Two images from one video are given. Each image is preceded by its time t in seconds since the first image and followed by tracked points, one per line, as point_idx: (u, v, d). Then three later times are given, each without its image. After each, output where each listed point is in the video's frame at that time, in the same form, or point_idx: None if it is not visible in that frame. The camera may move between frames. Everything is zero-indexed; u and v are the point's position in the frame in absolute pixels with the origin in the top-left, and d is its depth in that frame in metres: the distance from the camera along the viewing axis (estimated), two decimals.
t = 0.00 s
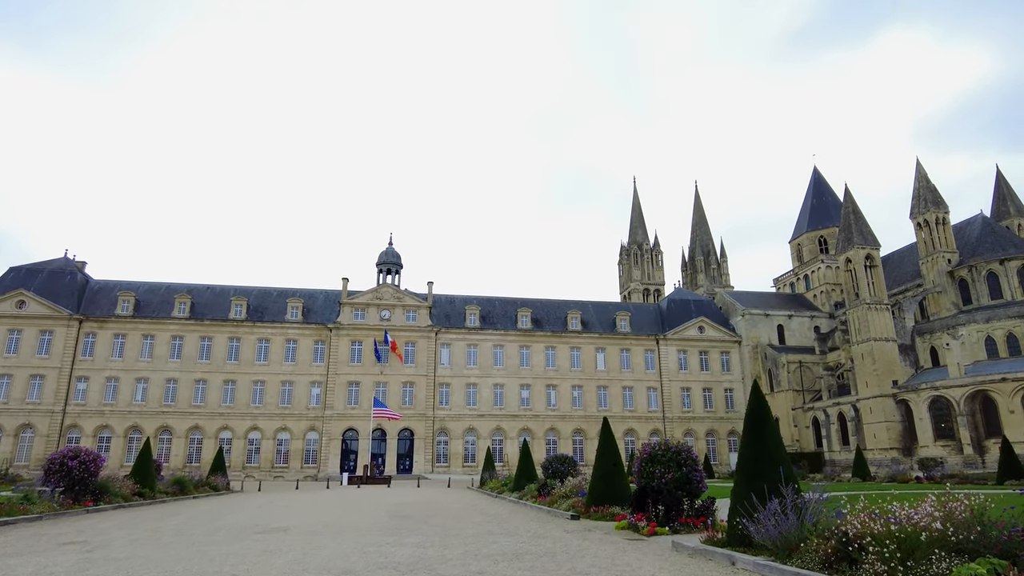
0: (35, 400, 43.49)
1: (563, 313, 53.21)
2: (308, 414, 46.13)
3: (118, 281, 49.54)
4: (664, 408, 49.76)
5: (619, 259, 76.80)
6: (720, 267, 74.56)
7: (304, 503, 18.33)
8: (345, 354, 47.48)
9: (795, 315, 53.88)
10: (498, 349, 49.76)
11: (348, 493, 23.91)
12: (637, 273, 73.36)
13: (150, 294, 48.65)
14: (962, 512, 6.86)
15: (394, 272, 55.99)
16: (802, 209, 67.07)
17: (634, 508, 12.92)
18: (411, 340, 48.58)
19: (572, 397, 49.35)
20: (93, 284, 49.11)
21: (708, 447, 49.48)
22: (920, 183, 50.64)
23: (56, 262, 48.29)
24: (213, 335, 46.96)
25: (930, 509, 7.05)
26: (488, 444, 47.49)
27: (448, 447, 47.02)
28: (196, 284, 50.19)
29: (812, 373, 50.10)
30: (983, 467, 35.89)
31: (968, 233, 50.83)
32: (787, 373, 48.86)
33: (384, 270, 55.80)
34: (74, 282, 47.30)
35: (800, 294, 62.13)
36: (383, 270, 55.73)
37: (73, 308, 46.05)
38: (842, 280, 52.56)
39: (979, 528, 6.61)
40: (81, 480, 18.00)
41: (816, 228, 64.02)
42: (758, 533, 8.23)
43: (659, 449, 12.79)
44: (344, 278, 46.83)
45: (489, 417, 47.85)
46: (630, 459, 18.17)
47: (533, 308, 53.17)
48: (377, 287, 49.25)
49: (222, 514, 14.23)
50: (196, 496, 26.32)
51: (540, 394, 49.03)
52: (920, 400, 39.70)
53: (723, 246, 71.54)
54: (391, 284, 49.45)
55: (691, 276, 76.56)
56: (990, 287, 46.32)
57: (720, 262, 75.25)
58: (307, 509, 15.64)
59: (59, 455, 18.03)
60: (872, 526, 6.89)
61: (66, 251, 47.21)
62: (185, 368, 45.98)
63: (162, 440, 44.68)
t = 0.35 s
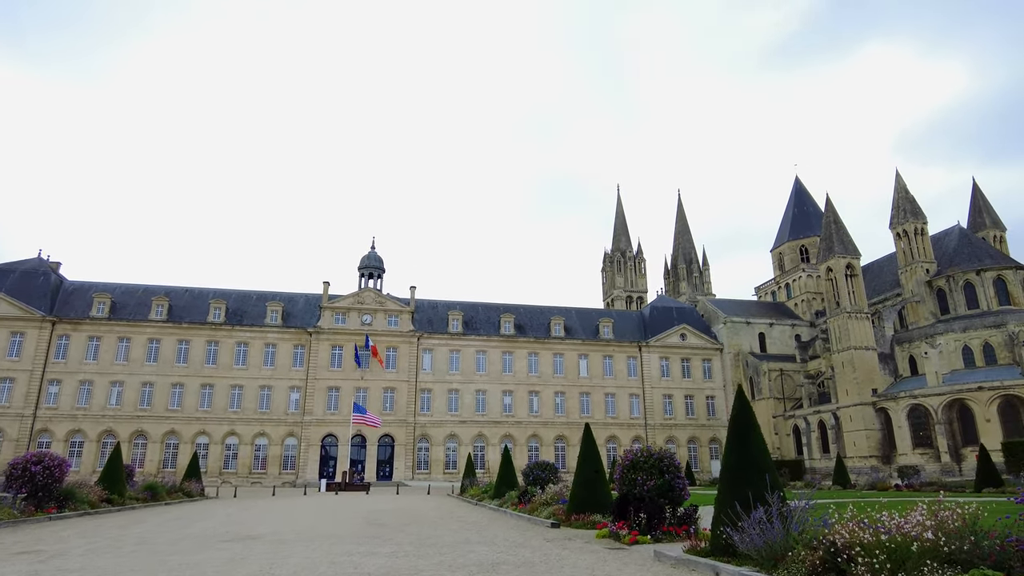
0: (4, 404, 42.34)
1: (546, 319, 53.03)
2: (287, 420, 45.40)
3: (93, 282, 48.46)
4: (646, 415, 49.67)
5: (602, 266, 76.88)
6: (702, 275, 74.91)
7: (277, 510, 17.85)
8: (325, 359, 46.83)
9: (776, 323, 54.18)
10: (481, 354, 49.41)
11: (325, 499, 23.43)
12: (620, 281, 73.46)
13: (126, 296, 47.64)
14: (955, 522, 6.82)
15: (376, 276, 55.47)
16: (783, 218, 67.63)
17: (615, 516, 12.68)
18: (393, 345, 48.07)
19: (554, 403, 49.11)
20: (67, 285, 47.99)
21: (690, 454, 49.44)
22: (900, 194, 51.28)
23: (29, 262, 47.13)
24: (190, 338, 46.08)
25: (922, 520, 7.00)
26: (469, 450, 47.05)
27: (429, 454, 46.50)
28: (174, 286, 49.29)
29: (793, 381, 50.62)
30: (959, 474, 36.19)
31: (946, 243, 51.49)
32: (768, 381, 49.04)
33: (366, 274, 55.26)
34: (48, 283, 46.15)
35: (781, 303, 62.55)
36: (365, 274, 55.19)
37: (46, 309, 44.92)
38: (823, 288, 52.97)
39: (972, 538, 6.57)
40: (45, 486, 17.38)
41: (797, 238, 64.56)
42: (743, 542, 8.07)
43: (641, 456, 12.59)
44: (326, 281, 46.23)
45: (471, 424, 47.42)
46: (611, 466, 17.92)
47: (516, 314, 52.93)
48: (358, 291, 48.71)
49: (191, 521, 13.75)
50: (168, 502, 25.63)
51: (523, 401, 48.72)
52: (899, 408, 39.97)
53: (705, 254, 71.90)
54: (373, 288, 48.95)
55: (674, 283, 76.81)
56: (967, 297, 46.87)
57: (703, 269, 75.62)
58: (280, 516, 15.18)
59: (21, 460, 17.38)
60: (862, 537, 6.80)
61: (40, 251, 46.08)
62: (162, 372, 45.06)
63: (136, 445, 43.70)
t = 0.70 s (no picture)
0: None
1: (533, 324, 52.75)
2: (270, 425, 44.68)
3: (72, 284, 47.49)
4: (632, 420, 49.45)
5: (589, 272, 76.75)
6: (688, 281, 75.03)
7: (254, 518, 17.33)
8: (309, 363, 46.19)
9: (762, 329, 54.27)
10: (467, 359, 48.99)
11: (305, 506, 22.90)
12: (607, 286, 73.38)
13: (106, 299, 46.74)
14: (955, 531, 6.70)
15: (362, 280, 54.91)
16: (769, 224, 67.95)
17: (600, 524, 12.36)
18: (378, 349, 47.52)
19: (541, 409, 48.78)
20: (45, 287, 46.97)
21: (675, 460, 49.28)
22: (884, 201, 51.63)
23: (6, 263, 46.10)
24: (172, 341, 45.27)
25: (922, 529, 6.90)
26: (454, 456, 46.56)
27: (413, 460, 45.95)
28: (156, 289, 48.46)
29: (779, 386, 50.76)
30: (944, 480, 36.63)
31: (929, 251, 51.87)
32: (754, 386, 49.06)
33: (351, 277, 54.69)
34: (25, 284, 45.15)
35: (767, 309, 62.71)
36: (351, 278, 54.63)
37: (23, 312, 43.91)
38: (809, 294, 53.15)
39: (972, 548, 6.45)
40: (12, 493, 16.78)
41: (783, 244, 64.83)
42: (732, 553, 7.83)
43: (626, 461, 12.30)
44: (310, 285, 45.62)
45: (457, 429, 46.95)
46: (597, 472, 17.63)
47: (503, 319, 52.60)
48: (343, 295, 48.17)
49: (161, 530, 13.23)
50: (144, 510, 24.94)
51: (509, 406, 48.34)
52: (884, 414, 40.08)
53: (691, 260, 72.03)
54: (358, 292, 48.42)
55: (660, 289, 76.89)
56: (950, 303, 47.17)
57: (689, 275, 75.77)
58: (256, 524, 14.71)
59: None
60: (857, 549, 6.74)
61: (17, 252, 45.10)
62: (142, 376, 44.19)
63: (115, 450, 42.78)
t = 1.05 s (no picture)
0: None
1: (523, 326, 52.48)
2: (256, 426, 44.13)
3: (57, 283, 46.71)
4: (622, 423, 49.26)
5: (580, 274, 76.64)
6: (678, 284, 75.07)
7: (237, 521, 16.94)
8: (297, 364, 45.67)
9: (752, 332, 54.28)
10: (457, 361, 48.63)
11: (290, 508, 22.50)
12: (598, 289, 73.29)
13: (92, 298, 46.02)
14: (967, 534, 6.52)
15: (351, 281, 54.46)
16: (759, 228, 68.11)
17: (591, 526, 12.10)
18: (367, 350, 47.08)
19: (531, 411, 48.49)
20: (29, 285, 46.15)
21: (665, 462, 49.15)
22: (874, 205, 51.83)
23: None
24: (158, 341, 44.61)
25: (932, 531, 6.74)
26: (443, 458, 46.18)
27: (402, 462, 45.52)
28: (142, 288, 47.76)
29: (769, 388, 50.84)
30: (933, 482, 36.27)
31: (918, 254, 52.10)
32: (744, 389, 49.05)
33: (340, 278, 54.23)
34: (8, 283, 44.34)
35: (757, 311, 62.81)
36: (340, 278, 54.16)
37: (6, 311, 43.08)
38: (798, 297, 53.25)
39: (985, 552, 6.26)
40: None
41: (773, 248, 64.97)
42: (728, 556, 7.60)
43: (619, 462, 12.08)
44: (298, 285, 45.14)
45: (446, 431, 46.57)
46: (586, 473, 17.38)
47: (493, 320, 52.30)
48: (332, 295, 47.72)
49: (139, 533, 12.81)
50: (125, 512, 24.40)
51: (499, 408, 48.02)
52: (873, 417, 40.11)
53: (682, 263, 72.07)
54: (347, 292, 47.97)
55: (650, 292, 76.87)
56: (939, 307, 47.34)
57: (679, 278, 75.84)
58: (238, 526, 14.33)
59: None
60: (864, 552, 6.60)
61: None
62: (127, 376, 43.51)
63: (99, 451, 42.06)
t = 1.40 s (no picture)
0: None
1: (509, 327, 52.23)
2: (238, 427, 43.45)
3: (33, 279, 45.68)
4: (607, 425, 49.13)
5: (566, 277, 76.55)
6: (664, 288, 75.22)
7: (213, 523, 16.50)
8: (280, 364, 45.04)
9: (737, 336, 54.44)
10: (442, 362, 48.25)
11: (269, 510, 22.04)
12: (584, 291, 73.24)
13: (70, 295, 45.07)
14: (972, 540, 6.46)
15: (335, 280, 53.89)
16: (745, 233, 68.44)
17: (576, 530, 11.85)
18: (350, 351, 46.53)
19: (516, 413, 48.20)
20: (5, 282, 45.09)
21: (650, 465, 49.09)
22: (858, 211, 52.22)
23: None
24: (138, 340, 43.78)
25: (936, 537, 6.71)
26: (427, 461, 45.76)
27: (385, 464, 45.05)
28: (122, 286, 46.86)
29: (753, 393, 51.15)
30: (914, 487, 36.57)
31: (901, 261, 52.55)
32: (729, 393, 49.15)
33: (324, 277, 53.63)
34: None
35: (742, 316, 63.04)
36: (324, 278, 53.57)
37: None
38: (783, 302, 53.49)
39: (992, 559, 6.18)
40: None
41: (758, 252, 65.27)
42: (717, 561, 7.39)
43: (605, 464, 11.86)
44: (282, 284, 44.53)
45: (430, 433, 46.16)
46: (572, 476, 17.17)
47: (479, 322, 51.99)
48: (316, 295, 47.13)
49: (108, 536, 12.36)
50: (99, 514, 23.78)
51: (484, 410, 47.68)
52: (856, 421, 40.30)
53: (667, 267, 72.25)
54: (331, 292, 47.43)
55: (636, 295, 76.95)
56: (921, 312, 47.72)
57: (665, 282, 75.99)
58: (212, 529, 13.92)
59: None
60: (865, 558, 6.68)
61: None
62: (105, 375, 42.64)
63: (75, 451, 41.16)
